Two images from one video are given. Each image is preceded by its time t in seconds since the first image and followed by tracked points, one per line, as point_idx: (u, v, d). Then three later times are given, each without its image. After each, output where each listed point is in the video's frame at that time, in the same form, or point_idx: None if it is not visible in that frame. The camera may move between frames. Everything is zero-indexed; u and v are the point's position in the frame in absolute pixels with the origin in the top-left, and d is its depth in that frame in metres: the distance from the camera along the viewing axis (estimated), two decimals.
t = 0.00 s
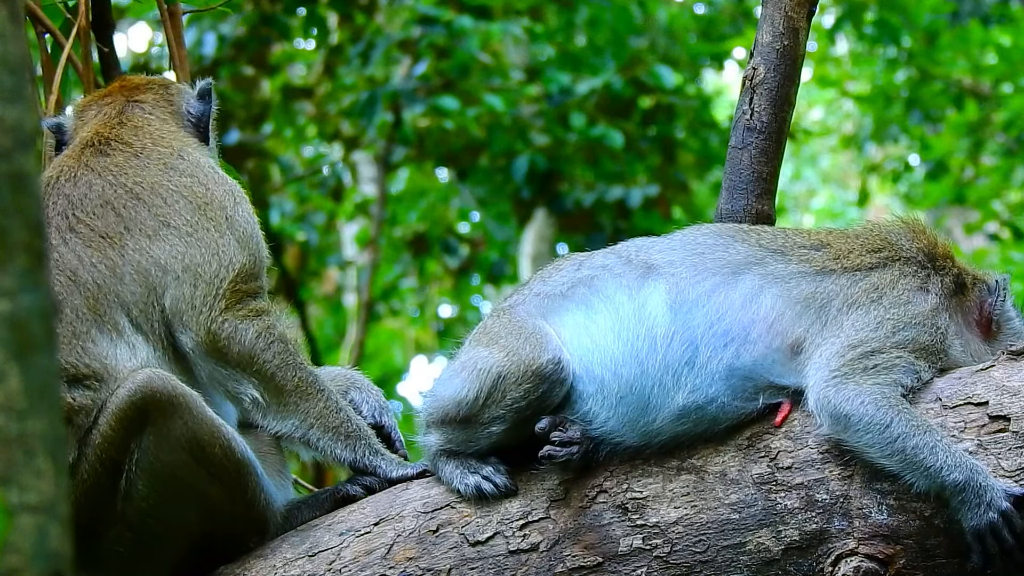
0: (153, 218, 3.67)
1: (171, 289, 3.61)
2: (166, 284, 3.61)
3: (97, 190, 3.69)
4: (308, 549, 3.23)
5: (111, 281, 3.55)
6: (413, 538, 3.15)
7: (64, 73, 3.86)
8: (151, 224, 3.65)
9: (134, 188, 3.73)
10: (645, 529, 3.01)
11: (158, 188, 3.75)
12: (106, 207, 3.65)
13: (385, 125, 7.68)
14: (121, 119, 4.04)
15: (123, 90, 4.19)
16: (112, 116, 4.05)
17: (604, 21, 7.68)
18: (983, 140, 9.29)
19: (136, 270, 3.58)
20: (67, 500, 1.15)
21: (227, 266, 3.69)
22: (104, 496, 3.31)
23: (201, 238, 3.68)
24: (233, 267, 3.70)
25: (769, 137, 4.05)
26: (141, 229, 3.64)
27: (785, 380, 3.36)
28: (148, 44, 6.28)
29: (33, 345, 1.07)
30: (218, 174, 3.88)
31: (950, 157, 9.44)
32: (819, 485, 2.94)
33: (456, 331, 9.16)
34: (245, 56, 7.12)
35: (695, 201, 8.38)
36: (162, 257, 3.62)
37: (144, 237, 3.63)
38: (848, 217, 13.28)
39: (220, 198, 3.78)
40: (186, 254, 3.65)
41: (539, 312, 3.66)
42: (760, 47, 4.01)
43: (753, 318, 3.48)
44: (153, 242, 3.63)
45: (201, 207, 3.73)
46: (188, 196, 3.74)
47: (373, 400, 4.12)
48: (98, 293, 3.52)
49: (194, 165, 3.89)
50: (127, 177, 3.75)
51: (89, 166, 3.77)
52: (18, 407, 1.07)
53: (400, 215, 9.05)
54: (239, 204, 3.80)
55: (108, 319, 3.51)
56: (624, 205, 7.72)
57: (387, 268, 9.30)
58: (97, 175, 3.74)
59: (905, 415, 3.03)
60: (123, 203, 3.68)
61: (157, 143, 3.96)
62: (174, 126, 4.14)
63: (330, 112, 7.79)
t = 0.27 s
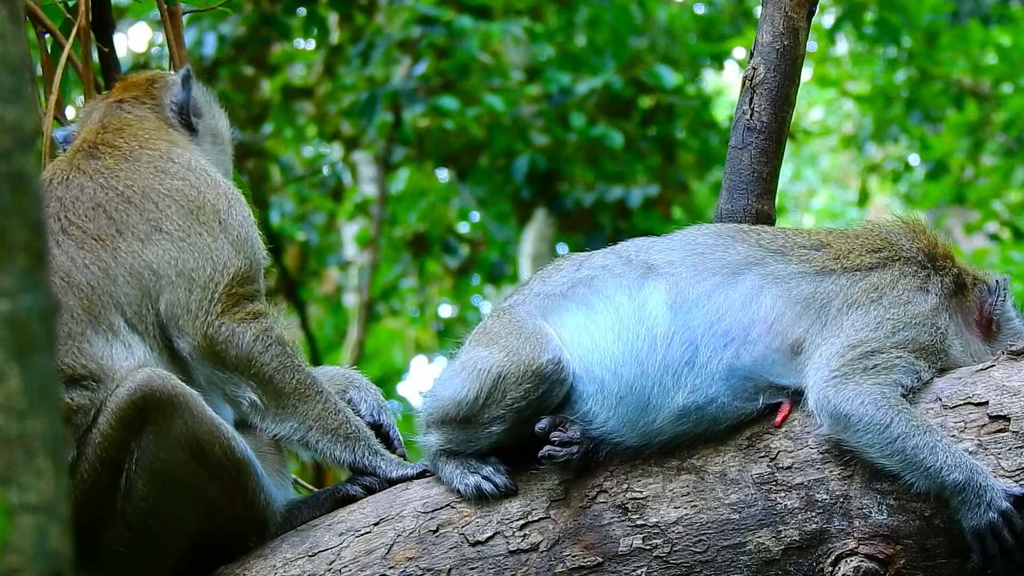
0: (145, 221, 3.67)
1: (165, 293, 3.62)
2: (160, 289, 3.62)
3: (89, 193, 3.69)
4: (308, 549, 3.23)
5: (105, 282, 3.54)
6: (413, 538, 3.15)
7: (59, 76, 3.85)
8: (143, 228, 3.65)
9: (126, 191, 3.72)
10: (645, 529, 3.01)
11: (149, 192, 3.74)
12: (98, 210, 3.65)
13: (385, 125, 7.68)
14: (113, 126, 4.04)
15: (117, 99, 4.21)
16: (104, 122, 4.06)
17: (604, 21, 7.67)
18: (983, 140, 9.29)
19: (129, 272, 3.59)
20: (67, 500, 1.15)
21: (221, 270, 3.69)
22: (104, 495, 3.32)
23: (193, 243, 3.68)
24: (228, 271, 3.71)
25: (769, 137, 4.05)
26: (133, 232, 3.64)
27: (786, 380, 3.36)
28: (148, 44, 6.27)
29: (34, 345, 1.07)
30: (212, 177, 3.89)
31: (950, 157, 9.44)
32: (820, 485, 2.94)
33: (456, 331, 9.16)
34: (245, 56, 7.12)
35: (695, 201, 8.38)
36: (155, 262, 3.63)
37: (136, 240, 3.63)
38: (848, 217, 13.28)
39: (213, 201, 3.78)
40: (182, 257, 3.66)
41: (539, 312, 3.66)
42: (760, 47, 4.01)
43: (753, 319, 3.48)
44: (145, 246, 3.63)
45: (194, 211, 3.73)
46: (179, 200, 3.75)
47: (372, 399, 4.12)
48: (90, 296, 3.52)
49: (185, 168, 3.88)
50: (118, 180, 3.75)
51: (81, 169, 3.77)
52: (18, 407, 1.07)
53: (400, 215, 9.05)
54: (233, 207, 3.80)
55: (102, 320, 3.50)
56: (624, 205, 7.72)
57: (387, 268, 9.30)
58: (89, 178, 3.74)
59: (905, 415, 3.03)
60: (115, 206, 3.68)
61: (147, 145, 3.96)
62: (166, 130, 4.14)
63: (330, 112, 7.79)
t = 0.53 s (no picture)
0: (140, 224, 3.66)
1: (163, 298, 3.62)
2: (158, 293, 3.62)
3: (85, 195, 3.69)
4: (308, 549, 3.23)
5: (102, 285, 3.55)
6: (413, 538, 3.15)
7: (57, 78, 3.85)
8: (139, 231, 3.65)
9: (122, 194, 3.72)
10: (645, 529, 3.01)
11: (145, 195, 3.74)
12: (94, 212, 3.65)
13: (385, 125, 7.68)
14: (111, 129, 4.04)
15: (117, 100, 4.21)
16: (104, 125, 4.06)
17: (604, 21, 7.66)
18: (983, 140, 9.29)
19: (125, 275, 3.58)
20: (68, 499, 1.15)
21: (219, 274, 3.69)
22: (105, 493, 3.32)
23: (190, 246, 3.68)
24: (225, 275, 3.70)
25: (769, 137, 4.05)
26: (129, 235, 3.64)
27: (785, 380, 3.35)
28: (148, 44, 6.27)
29: (33, 345, 1.07)
30: (210, 179, 3.88)
31: (950, 157, 9.45)
32: (820, 485, 2.94)
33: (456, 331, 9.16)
34: (245, 56, 7.12)
35: (695, 201, 8.38)
36: (151, 265, 3.62)
37: (132, 243, 3.63)
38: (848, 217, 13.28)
39: (210, 205, 3.77)
40: (179, 260, 3.66)
41: (539, 312, 3.66)
42: (760, 47, 4.01)
43: (753, 318, 3.48)
44: (141, 249, 3.63)
45: (190, 215, 3.72)
46: (176, 203, 3.74)
47: (374, 400, 4.12)
48: (86, 298, 3.52)
49: (182, 169, 3.87)
50: (115, 183, 3.75)
51: (77, 171, 3.78)
52: (18, 407, 1.07)
53: (400, 215, 9.05)
54: (230, 209, 3.79)
55: (99, 321, 3.50)
56: (624, 205, 7.72)
57: (387, 268, 9.30)
58: (86, 180, 3.74)
59: (905, 414, 3.03)
60: (112, 208, 3.67)
61: (143, 147, 3.95)
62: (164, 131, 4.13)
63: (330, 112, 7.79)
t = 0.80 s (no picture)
0: (139, 225, 3.67)
1: (162, 299, 3.62)
2: (157, 294, 3.62)
3: (83, 196, 3.69)
4: (308, 549, 3.23)
5: (101, 286, 3.54)
6: (413, 538, 3.15)
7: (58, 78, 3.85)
8: (137, 233, 3.65)
9: (120, 195, 3.72)
10: (645, 529, 3.01)
11: (144, 196, 3.74)
12: (92, 213, 3.65)
13: (385, 125, 7.68)
14: (107, 130, 4.04)
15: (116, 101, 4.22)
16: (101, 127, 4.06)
17: (604, 21, 7.65)
18: (983, 140, 9.29)
19: (123, 276, 3.58)
20: (68, 499, 1.15)
21: (218, 274, 3.69)
22: (105, 493, 3.32)
23: (188, 247, 3.68)
24: (225, 275, 3.71)
25: (769, 137, 4.05)
26: (128, 236, 3.64)
27: (785, 380, 3.35)
28: (148, 44, 6.27)
29: (32, 345, 1.07)
30: (208, 181, 3.89)
31: (950, 157, 9.46)
32: (819, 485, 2.94)
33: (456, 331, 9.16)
34: (245, 56, 7.12)
35: (695, 201, 8.38)
36: (149, 266, 3.62)
37: (131, 243, 3.63)
38: (848, 217, 13.27)
39: (208, 205, 3.79)
40: (178, 260, 3.66)
41: (538, 311, 3.66)
42: (760, 47, 4.02)
43: (753, 318, 3.48)
44: (140, 250, 3.63)
45: (189, 216, 3.73)
46: (175, 204, 3.75)
47: (373, 399, 4.11)
48: (86, 299, 3.52)
49: (180, 171, 3.88)
50: (113, 184, 3.75)
51: (76, 172, 3.77)
52: (18, 407, 1.07)
53: (400, 215, 9.05)
54: (229, 210, 3.80)
55: (98, 321, 3.50)
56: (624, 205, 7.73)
57: (387, 268, 9.30)
58: (84, 182, 3.74)
59: (905, 414, 3.03)
60: (110, 209, 3.68)
61: (139, 147, 3.95)
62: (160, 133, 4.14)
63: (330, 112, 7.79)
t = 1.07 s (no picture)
0: (134, 228, 3.67)
1: (160, 301, 3.62)
2: (153, 295, 3.62)
3: (77, 200, 3.69)
4: (308, 549, 3.23)
5: (97, 288, 3.54)
6: (413, 538, 3.15)
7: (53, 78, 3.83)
8: (133, 235, 3.66)
9: (112, 197, 3.73)
10: (645, 529, 3.01)
11: (137, 198, 3.75)
12: (86, 216, 3.65)
13: (385, 125, 7.68)
14: (92, 135, 4.02)
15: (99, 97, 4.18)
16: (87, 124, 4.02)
17: (604, 21, 7.64)
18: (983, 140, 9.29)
19: (119, 277, 3.58)
20: (67, 500, 1.15)
21: (217, 273, 3.71)
22: (105, 493, 3.33)
23: (184, 248, 3.70)
24: (224, 273, 3.73)
25: (769, 137, 4.05)
26: (123, 238, 3.64)
27: (786, 380, 3.35)
28: (148, 44, 6.27)
29: (32, 345, 1.07)
30: (201, 179, 3.90)
31: (950, 157, 9.46)
32: (819, 485, 2.94)
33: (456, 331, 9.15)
34: (245, 56, 7.12)
35: (695, 201, 8.38)
36: (145, 267, 3.63)
37: (126, 246, 3.64)
38: (848, 217, 13.27)
39: (203, 204, 3.80)
40: (172, 261, 3.67)
41: (539, 312, 3.66)
42: (760, 47, 4.02)
43: (753, 319, 3.48)
44: (136, 252, 3.64)
45: (183, 216, 3.75)
46: (169, 205, 3.76)
47: (373, 401, 4.12)
48: (82, 300, 3.51)
49: (172, 170, 3.89)
50: (105, 187, 3.75)
51: (67, 176, 3.77)
52: (18, 407, 1.07)
53: (400, 215, 9.05)
54: (223, 208, 3.83)
55: (95, 322, 3.50)
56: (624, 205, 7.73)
57: (387, 268, 9.30)
58: (76, 185, 3.74)
59: (905, 415, 3.03)
60: (104, 211, 3.68)
61: (127, 148, 3.95)
62: (145, 130, 4.13)
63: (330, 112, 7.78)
